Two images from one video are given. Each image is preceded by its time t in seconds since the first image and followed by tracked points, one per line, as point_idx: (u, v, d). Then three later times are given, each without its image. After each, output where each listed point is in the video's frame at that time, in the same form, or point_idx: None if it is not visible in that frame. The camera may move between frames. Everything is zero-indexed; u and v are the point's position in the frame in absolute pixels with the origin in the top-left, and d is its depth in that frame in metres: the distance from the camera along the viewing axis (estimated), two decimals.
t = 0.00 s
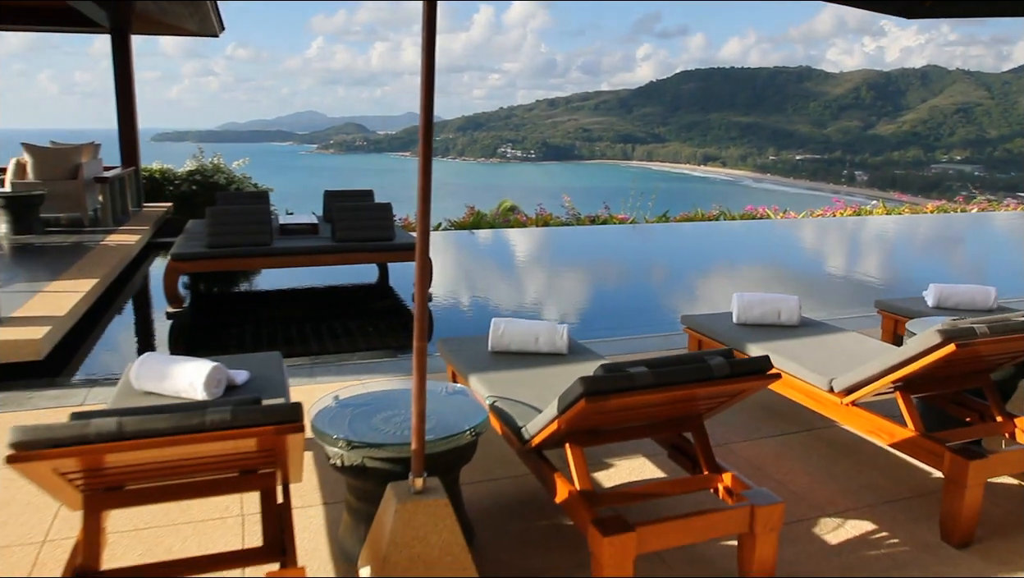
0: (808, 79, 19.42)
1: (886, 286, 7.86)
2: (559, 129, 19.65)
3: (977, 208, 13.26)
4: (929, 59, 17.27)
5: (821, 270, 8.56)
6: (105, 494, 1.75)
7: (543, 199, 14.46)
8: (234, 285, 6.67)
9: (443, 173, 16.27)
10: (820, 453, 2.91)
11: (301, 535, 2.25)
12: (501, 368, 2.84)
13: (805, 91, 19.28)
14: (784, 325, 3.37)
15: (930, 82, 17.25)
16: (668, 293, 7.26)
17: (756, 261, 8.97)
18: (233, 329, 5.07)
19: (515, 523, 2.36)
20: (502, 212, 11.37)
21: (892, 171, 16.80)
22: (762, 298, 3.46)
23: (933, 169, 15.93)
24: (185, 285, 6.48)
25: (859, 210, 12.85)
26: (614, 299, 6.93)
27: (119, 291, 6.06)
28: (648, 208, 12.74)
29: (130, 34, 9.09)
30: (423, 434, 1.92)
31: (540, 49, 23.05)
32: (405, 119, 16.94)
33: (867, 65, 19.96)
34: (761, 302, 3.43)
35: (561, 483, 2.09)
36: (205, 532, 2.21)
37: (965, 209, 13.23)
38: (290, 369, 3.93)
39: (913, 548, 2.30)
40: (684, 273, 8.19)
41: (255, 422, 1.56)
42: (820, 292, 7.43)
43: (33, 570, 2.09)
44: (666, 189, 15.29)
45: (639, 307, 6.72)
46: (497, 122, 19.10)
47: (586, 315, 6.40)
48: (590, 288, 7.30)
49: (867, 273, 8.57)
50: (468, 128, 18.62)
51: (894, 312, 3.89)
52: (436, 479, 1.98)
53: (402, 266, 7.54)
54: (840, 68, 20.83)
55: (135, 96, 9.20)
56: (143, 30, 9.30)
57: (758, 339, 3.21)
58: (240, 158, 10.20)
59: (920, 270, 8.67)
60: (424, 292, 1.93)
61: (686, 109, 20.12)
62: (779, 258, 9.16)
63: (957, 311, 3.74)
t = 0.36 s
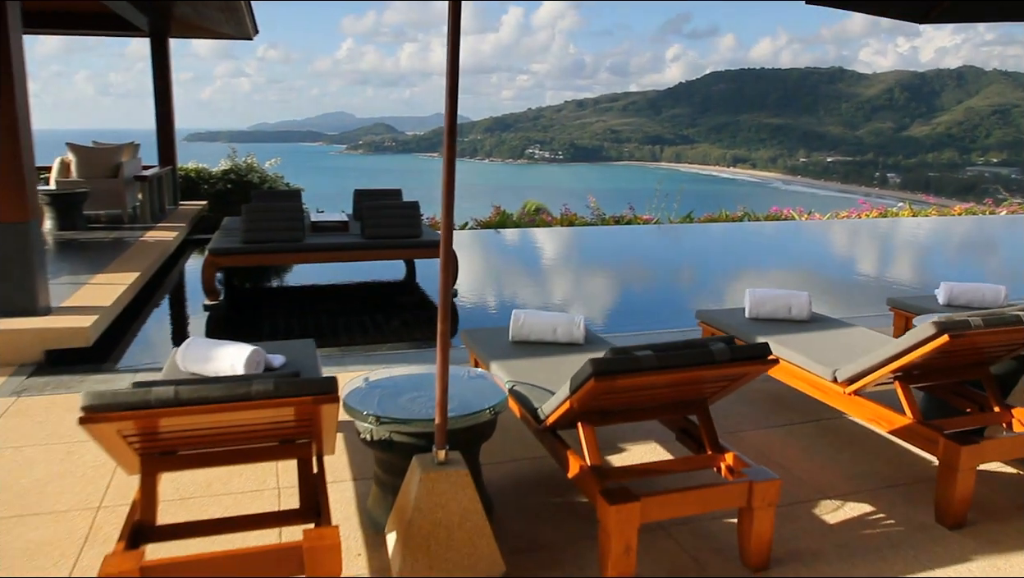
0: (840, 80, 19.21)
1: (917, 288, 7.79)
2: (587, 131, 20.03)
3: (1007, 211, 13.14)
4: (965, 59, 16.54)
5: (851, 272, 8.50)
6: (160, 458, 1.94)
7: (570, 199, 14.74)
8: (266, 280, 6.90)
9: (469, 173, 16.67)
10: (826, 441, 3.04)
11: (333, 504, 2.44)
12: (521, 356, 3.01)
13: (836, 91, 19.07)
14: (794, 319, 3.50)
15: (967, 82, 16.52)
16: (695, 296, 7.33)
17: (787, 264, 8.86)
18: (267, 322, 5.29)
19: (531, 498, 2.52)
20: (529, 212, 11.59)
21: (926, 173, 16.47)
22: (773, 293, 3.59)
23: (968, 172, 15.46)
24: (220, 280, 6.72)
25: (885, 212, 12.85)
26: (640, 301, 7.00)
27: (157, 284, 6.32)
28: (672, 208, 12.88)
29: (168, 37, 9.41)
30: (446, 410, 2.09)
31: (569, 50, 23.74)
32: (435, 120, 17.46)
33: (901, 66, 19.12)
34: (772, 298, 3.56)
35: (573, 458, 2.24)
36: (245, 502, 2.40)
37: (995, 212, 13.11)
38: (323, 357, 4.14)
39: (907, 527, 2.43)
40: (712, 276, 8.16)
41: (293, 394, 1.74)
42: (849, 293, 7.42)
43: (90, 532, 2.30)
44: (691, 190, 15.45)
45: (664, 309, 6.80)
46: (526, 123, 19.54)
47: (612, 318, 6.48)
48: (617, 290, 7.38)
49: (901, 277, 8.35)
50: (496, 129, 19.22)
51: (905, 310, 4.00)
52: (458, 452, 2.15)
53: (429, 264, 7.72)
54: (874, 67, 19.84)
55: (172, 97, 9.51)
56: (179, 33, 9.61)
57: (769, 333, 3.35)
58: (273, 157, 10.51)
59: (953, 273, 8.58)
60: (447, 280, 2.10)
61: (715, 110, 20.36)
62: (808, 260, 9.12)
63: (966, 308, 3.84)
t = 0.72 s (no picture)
0: (867, 78, 19.32)
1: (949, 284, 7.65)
2: (611, 130, 20.22)
3: None
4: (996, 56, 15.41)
5: (882, 270, 8.37)
6: (196, 426, 2.12)
7: (591, 197, 14.93)
8: (291, 274, 7.08)
9: (492, 171, 16.87)
10: (825, 425, 3.16)
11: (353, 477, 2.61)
12: (532, 341, 3.17)
13: (865, 90, 19.25)
14: (797, 309, 3.63)
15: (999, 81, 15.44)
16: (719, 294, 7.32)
17: (813, 263, 8.73)
18: (292, 314, 5.46)
19: (538, 473, 2.67)
20: (550, 210, 11.70)
21: (955, 170, 15.51)
22: (777, 284, 3.71)
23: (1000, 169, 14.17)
24: (246, 274, 6.91)
25: (905, 210, 12.83)
26: (663, 299, 7.00)
27: (186, 277, 6.54)
28: (692, 206, 12.94)
29: (198, 39, 9.67)
30: (457, 386, 2.26)
31: (592, 48, 24.21)
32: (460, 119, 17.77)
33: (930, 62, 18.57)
34: (776, 288, 3.68)
35: (576, 433, 2.40)
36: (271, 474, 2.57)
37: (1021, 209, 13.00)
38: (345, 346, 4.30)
39: (896, 504, 2.55)
40: (736, 274, 8.12)
41: (318, 366, 1.91)
42: (876, 289, 7.34)
43: (130, 498, 2.49)
44: (711, 189, 15.52)
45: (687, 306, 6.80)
46: (548, 122, 19.83)
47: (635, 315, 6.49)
48: (640, 288, 7.39)
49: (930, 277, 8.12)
50: (520, 128, 19.50)
51: (908, 302, 4.10)
52: (468, 426, 2.31)
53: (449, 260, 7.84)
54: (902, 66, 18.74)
55: (201, 97, 9.78)
56: (209, 35, 9.89)
57: (770, 322, 3.48)
58: (299, 156, 10.76)
59: (984, 269, 8.44)
60: (458, 267, 2.26)
61: (740, 110, 20.54)
62: (838, 259, 8.98)
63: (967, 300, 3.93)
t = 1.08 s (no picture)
0: (883, 80, 19.39)
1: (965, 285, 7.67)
2: (624, 133, 20.51)
3: None
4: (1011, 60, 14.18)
5: (897, 272, 8.40)
6: (227, 407, 2.31)
7: (602, 199, 15.21)
8: (308, 275, 7.28)
9: (506, 176, 17.15)
10: (818, 414, 3.31)
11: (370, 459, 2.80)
12: (538, 334, 3.35)
13: (881, 92, 19.21)
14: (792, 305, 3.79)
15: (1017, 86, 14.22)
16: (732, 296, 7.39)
17: (826, 266, 8.76)
18: (310, 313, 5.63)
19: (542, 456, 2.85)
20: (562, 213, 11.87)
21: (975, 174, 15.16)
22: (773, 281, 3.87)
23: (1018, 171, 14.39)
24: (265, 274, 7.11)
25: (915, 212, 12.91)
26: (675, 301, 7.10)
27: (207, 278, 6.75)
28: (701, 208, 13.09)
29: (217, 46, 9.92)
30: (465, 372, 2.44)
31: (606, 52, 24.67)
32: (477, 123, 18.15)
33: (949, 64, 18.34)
34: (772, 285, 3.85)
35: (577, 416, 2.57)
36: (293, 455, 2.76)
37: None
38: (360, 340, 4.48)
39: (881, 485, 2.70)
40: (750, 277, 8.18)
41: (338, 350, 2.09)
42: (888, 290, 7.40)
43: (163, 477, 2.69)
44: (721, 191, 15.69)
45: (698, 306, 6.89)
46: (562, 125, 20.51)
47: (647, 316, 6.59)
48: (652, 291, 7.47)
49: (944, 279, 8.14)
50: (533, 131, 20.03)
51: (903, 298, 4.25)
52: (476, 409, 2.49)
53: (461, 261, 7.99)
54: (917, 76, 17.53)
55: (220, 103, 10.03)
56: (228, 42, 10.13)
57: (766, 317, 3.64)
58: (314, 160, 11.02)
59: (999, 271, 8.46)
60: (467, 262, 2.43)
61: (755, 113, 20.82)
62: (855, 263, 8.99)
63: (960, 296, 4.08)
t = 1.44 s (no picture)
0: (904, 84, 19.41)
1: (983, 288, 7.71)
2: (643, 139, 20.75)
3: None
4: None
5: (915, 277, 8.46)
6: (260, 394, 2.52)
7: (618, 205, 15.42)
8: (329, 278, 7.50)
9: (526, 182, 17.39)
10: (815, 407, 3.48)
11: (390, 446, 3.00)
12: (549, 331, 3.54)
13: (902, 96, 19.28)
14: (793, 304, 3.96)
15: None
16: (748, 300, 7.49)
17: (843, 271, 8.84)
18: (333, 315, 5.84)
19: (552, 445, 3.03)
20: (579, 218, 12.04)
21: (998, 180, 15.18)
22: (774, 282, 4.04)
23: None
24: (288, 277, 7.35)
25: (930, 216, 12.96)
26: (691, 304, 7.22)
27: (233, 280, 7.00)
28: (715, 213, 13.22)
29: (241, 56, 10.20)
30: (479, 362, 2.64)
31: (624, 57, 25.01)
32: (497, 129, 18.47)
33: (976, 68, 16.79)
34: (773, 285, 4.01)
35: (583, 405, 2.75)
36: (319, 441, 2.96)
37: None
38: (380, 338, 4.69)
39: (871, 473, 2.86)
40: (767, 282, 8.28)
41: (362, 342, 2.30)
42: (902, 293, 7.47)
43: (199, 462, 2.90)
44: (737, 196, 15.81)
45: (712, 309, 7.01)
46: (581, 131, 20.77)
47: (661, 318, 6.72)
48: (669, 296, 7.59)
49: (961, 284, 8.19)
50: (552, 138, 20.22)
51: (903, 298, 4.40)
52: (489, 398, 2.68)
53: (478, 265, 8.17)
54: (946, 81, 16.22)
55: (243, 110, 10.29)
56: (252, 52, 10.41)
57: (769, 316, 3.81)
58: (335, 166, 11.28)
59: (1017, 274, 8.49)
60: (480, 261, 2.62)
61: (775, 119, 20.95)
62: (874, 268, 9.05)
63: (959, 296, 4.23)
